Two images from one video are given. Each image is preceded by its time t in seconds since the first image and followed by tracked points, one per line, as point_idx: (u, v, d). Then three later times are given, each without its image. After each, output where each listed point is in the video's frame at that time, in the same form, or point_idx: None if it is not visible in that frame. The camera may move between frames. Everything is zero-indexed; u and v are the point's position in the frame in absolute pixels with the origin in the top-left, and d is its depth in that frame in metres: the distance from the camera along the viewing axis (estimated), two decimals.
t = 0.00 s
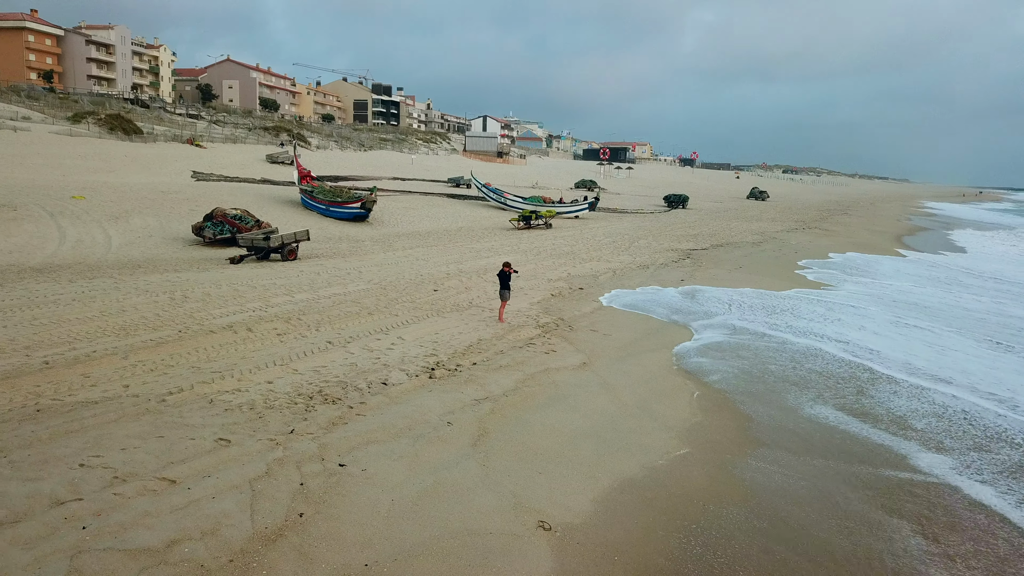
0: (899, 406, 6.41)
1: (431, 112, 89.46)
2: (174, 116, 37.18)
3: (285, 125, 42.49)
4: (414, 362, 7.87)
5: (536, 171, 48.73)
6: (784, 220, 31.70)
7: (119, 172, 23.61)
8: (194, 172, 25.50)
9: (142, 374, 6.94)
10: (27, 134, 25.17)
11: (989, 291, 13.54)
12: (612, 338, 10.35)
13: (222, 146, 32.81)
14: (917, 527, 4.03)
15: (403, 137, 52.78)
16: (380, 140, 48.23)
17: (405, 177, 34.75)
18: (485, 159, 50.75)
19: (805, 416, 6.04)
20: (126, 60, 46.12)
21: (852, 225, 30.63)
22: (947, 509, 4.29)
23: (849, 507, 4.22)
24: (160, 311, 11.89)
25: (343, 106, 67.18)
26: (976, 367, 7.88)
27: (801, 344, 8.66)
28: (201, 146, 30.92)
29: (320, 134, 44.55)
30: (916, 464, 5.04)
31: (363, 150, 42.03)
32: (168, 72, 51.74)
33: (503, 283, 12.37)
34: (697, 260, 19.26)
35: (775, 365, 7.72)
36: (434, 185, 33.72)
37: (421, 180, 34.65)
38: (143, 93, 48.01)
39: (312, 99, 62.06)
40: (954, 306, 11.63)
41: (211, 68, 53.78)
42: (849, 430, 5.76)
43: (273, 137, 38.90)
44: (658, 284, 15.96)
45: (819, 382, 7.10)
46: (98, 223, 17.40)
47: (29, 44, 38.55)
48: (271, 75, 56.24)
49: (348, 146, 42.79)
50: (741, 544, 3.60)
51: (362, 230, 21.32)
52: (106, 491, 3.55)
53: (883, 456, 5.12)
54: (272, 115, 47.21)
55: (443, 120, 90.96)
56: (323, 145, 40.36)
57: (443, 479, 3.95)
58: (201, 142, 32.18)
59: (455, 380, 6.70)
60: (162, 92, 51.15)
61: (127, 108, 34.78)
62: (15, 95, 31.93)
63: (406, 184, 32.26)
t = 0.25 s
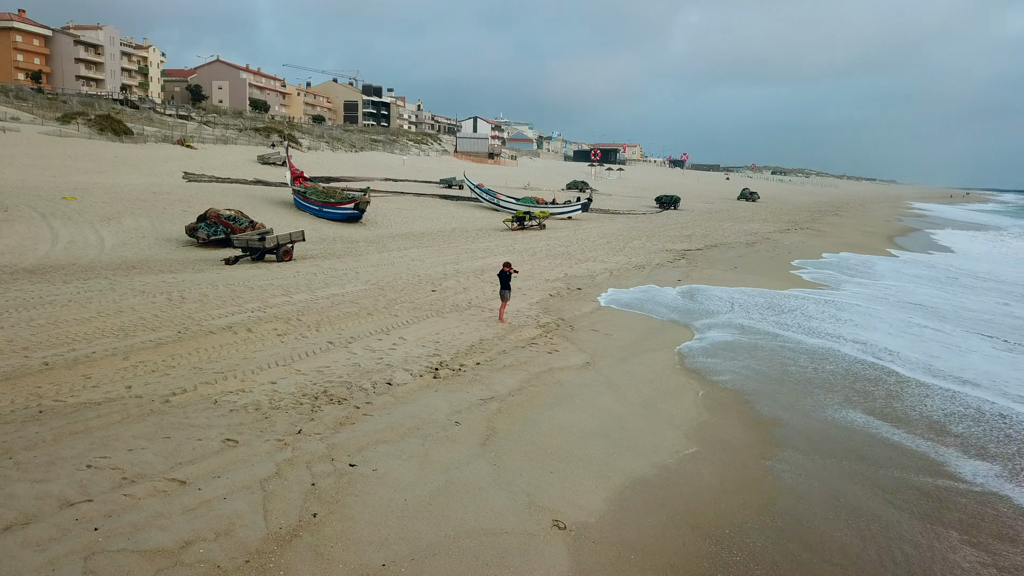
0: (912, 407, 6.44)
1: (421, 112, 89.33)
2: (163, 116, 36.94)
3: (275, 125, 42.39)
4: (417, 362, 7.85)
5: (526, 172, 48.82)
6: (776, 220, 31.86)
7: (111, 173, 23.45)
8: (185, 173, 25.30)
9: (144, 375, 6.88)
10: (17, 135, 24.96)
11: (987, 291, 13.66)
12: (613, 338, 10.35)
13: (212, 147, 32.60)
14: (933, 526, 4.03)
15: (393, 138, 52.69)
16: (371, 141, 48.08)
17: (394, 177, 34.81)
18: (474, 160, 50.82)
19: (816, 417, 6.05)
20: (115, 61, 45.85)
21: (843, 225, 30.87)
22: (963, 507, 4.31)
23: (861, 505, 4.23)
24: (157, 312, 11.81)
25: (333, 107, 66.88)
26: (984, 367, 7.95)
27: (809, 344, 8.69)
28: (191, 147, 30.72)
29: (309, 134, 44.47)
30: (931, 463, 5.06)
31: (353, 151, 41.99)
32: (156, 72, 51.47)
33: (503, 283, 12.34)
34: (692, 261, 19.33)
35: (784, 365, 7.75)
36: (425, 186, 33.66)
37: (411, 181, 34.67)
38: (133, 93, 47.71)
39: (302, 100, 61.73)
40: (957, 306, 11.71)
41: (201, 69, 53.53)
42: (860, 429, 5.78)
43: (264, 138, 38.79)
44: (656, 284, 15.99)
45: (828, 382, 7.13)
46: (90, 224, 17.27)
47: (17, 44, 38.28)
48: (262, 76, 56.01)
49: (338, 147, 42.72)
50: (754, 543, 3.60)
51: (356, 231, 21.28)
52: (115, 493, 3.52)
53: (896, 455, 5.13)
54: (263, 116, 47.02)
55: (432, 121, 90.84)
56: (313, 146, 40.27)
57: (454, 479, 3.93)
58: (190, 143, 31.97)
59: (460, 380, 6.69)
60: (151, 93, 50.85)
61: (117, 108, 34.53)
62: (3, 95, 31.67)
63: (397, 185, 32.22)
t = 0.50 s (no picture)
0: (919, 406, 6.50)
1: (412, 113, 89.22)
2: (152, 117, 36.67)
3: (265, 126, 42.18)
4: (420, 363, 7.82)
5: (518, 173, 48.84)
6: (768, 221, 31.99)
7: (103, 174, 23.27)
8: (176, 174, 25.13)
9: (146, 376, 6.82)
10: (7, 136, 24.73)
11: (985, 291, 13.74)
12: (615, 338, 10.33)
13: (203, 148, 32.39)
14: (946, 524, 4.05)
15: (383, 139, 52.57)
16: (362, 143, 47.87)
17: (383, 177, 34.86)
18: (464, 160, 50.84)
19: (823, 416, 6.09)
20: (104, 61, 45.54)
21: (834, 226, 31.07)
22: (975, 505, 4.34)
23: (873, 503, 4.24)
24: (155, 313, 11.71)
25: (324, 108, 66.60)
26: (986, 367, 8.02)
27: (814, 345, 8.76)
28: (181, 148, 30.50)
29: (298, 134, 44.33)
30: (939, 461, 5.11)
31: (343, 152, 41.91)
32: (145, 73, 51.15)
33: (504, 283, 12.30)
34: (688, 261, 19.37)
35: (789, 365, 7.81)
36: (417, 187, 33.53)
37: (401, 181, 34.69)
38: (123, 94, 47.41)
39: (293, 101, 61.41)
40: (958, 306, 11.77)
41: (190, 70, 53.22)
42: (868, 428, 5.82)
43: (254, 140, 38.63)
44: (655, 284, 16.02)
45: (834, 382, 7.18)
46: (83, 225, 17.12)
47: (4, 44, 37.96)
48: (252, 78, 55.75)
49: (327, 147, 42.63)
50: (769, 543, 3.59)
51: (350, 232, 21.21)
52: (126, 495, 3.48)
53: (906, 453, 5.16)
54: (253, 117, 46.76)
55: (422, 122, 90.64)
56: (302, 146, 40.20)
57: (467, 479, 3.91)
58: (180, 143, 31.76)
59: (466, 381, 6.67)
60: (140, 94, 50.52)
61: (106, 108, 34.24)
62: None
63: (387, 185, 32.22)
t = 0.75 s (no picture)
0: (924, 406, 6.56)
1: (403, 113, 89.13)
2: (141, 118, 36.49)
3: (256, 127, 42.03)
4: (424, 364, 7.79)
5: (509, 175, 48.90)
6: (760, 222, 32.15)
7: (94, 176, 23.08)
8: (168, 174, 25.09)
9: (148, 378, 6.76)
10: None
11: (983, 292, 13.82)
12: (617, 339, 10.32)
13: (193, 149, 32.19)
14: (958, 521, 4.07)
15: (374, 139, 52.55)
16: (353, 144, 47.63)
17: (372, 177, 34.94)
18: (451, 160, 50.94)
19: (831, 416, 6.13)
20: (93, 62, 45.25)
21: (825, 227, 31.27)
22: (985, 503, 4.36)
23: (884, 502, 4.25)
24: (154, 315, 11.63)
25: (314, 109, 66.30)
26: (990, 367, 8.10)
27: (819, 346, 8.82)
28: (171, 149, 30.31)
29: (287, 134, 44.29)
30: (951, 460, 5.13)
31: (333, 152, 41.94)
32: (135, 74, 50.86)
33: (506, 284, 12.31)
34: (684, 262, 19.41)
35: (796, 367, 7.87)
36: (409, 188, 33.48)
37: (390, 181, 34.77)
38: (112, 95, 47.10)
39: (283, 102, 61.13)
40: (960, 308, 11.83)
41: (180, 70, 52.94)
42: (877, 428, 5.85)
43: (245, 140, 38.54)
44: (654, 284, 16.10)
45: (842, 383, 7.23)
46: (75, 227, 16.98)
47: None
48: (241, 78, 55.54)
49: (317, 147, 42.72)
50: (784, 543, 3.59)
51: (343, 233, 21.14)
52: (137, 497, 3.44)
53: (913, 453, 5.18)
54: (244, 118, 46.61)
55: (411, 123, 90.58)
56: (292, 146, 40.20)
57: (480, 480, 3.89)
58: (171, 145, 31.57)
59: (471, 382, 6.65)
60: (130, 95, 50.22)
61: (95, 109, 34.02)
62: None
63: (377, 185, 32.26)
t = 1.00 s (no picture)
0: (930, 406, 6.59)
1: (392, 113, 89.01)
2: (130, 119, 36.27)
3: (246, 128, 41.86)
4: (428, 365, 7.77)
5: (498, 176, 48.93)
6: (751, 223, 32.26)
7: (84, 177, 22.88)
8: (158, 175, 25.05)
9: (149, 380, 6.70)
10: None
11: (980, 294, 13.88)
12: (618, 340, 10.33)
13: (183, 150, 31.98)
14: (968, 521, 4.09)
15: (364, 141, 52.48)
16: (344, 145, 47.44)
17: (361, 177, 34.94)
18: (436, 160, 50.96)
19: (836, 416, 6.16)
20: (80, 63, 44.90)
21: (816, 227, 31.50)
22: (992, 503, 4.38)
23: (893, 502, 4.26)
24: (151, 316, 11.55)
25: (303, 109, 65.96)
26: (990, 369, 8.14)
27: (821, 348, 8.87)
28: (161, 150, 30.11)
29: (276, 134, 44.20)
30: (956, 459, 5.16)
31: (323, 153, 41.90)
32: (123, 75, 50.56)
33: (506, 284, 12.33)
34: (678, 263, 19.48)
35: (799, 367, 7.93)
36: (400, 189, 33.40)
37: (380, 181, 34.77)
38: (101, 96, 46.76)
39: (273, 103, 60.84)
40: (959, 310, 11.87)
41: (169, 71, 52.64)
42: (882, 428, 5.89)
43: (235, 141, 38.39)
44: (652, 284, 16.16)
45: (846, 384, 7.27)
46: (66, 229, 16.83)
47: None
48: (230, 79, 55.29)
49: (307, 147, 42.72)
50: (797, 543, 3.59)
51: (336, 234, 21.07)
52: (148, 500, 3.41)
53: (920, 453, 5.21)
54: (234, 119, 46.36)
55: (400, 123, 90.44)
56: (281, 146, 40.12)
57: (491, 482, 3.87)
58: (161, 146, 31.37)
59: (476, 384, 6.64)
60: (117, 96, 49.88)
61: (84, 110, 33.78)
62: None
63: (366, 185, 32.23)
